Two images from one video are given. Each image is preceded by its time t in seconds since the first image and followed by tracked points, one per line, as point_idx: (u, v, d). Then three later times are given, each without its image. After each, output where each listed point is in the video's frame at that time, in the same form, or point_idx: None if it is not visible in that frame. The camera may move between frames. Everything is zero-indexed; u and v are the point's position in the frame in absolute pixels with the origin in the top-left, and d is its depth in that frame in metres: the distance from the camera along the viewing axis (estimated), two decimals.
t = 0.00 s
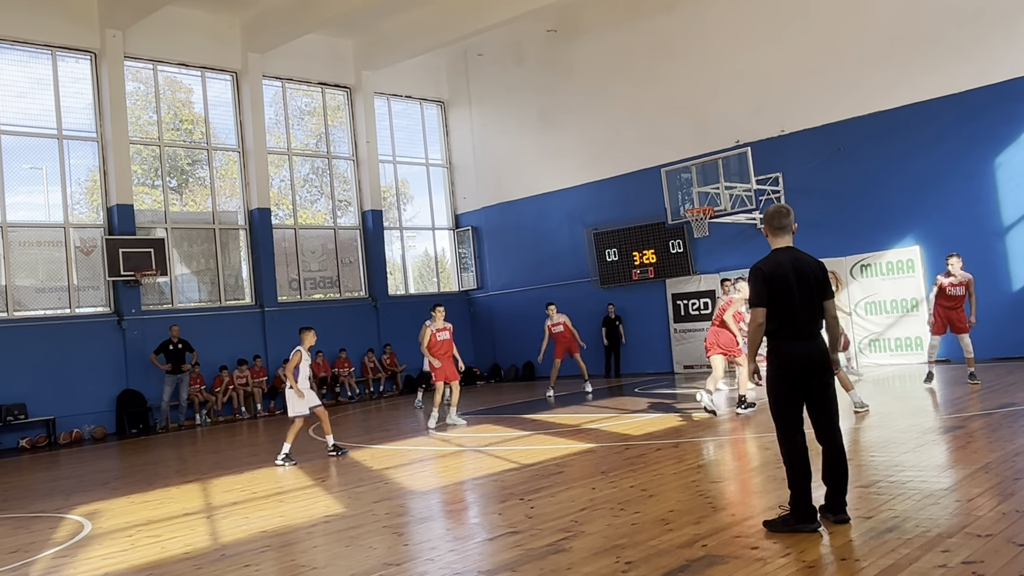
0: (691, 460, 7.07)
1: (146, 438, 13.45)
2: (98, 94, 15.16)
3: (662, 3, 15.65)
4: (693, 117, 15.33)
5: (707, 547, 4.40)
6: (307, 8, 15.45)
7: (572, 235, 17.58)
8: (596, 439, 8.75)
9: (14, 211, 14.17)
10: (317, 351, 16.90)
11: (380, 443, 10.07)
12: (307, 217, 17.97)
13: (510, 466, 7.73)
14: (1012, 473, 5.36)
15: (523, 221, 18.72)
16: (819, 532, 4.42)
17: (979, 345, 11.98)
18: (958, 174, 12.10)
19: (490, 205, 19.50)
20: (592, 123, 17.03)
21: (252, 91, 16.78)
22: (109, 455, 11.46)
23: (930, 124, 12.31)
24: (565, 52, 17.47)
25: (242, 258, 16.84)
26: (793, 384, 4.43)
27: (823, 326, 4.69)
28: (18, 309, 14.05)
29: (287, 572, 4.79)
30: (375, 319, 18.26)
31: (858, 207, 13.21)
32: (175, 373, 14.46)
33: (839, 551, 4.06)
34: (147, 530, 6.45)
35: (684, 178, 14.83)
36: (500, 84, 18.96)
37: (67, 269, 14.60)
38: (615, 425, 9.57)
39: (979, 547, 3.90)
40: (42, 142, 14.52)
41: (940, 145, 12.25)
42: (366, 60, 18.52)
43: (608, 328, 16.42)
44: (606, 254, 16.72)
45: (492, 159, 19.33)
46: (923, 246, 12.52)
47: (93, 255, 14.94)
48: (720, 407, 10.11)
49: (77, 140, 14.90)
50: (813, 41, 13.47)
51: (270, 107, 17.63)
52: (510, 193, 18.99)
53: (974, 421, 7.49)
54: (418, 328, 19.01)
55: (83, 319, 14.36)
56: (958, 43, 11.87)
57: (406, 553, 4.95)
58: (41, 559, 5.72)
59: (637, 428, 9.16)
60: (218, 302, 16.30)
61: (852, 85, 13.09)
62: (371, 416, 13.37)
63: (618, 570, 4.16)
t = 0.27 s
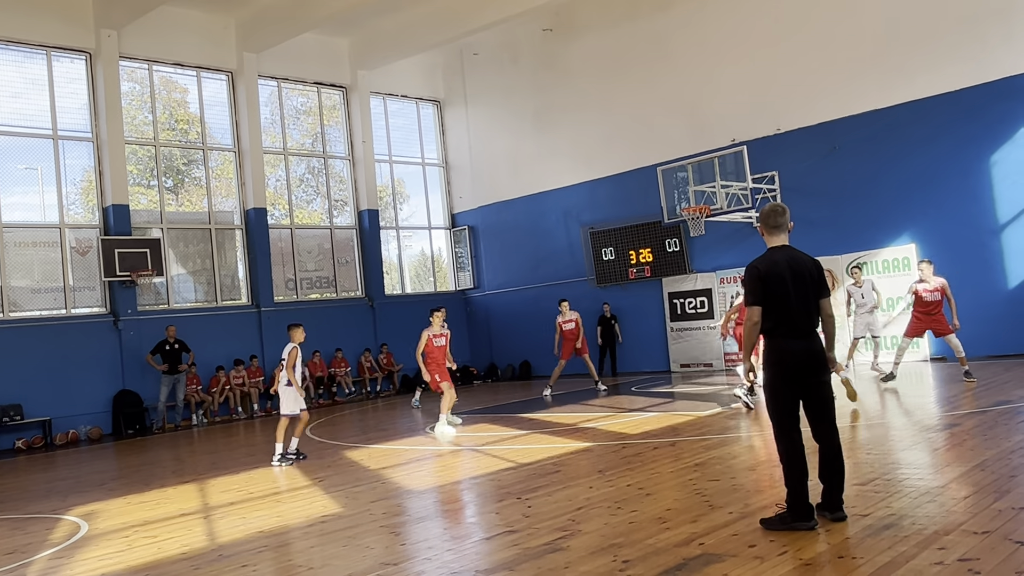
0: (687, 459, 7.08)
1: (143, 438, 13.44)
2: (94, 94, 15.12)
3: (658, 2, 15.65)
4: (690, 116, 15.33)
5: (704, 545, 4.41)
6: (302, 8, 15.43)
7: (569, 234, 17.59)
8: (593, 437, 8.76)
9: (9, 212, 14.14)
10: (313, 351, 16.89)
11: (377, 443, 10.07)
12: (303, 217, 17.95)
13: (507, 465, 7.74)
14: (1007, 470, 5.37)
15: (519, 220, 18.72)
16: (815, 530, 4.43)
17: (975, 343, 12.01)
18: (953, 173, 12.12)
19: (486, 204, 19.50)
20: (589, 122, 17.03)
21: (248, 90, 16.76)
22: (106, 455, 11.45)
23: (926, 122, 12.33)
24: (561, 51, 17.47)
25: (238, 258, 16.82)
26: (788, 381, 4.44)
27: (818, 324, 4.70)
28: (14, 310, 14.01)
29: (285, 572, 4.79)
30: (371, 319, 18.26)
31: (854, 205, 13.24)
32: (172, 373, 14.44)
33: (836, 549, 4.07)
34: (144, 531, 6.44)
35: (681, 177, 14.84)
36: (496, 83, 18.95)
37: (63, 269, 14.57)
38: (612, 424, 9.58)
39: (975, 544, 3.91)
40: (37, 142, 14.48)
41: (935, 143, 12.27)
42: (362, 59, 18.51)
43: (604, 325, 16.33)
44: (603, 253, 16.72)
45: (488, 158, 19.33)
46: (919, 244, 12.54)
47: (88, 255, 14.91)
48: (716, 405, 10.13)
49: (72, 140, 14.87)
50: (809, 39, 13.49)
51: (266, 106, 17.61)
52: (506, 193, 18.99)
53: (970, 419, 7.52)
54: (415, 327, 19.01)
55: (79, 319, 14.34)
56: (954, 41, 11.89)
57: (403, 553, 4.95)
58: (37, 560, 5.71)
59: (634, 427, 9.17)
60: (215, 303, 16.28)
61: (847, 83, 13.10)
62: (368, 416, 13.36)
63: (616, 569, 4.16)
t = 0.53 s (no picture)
0: (686, 457, 7.08)
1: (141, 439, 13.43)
2: (90, 94, 15.10)
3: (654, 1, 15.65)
4: (687, 115, 15.33)
5: (702, 543, 4.41)
6: (299, 7, 15.41)
7: (566, 233, 17.59)
8: (591, 436, 8.77)
9: (6, 212, 14.12)
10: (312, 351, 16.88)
11: (375, 442, 10.06)
12: (300, 216, 17.94)
13: (505, 464, 7.74)
14: (1005, 468, 5.38)
15: (517, 219, 18.72)
16: (813, 527, 4.43)
17: (973, 341, 12.02)
18: (951, 171, 12.13)
19: (484, 203, 19.50)
20: (586, 121, 17.03)
21: (245, 90, 16.74)
22: (103, 456, 11.43)
23: (923, 121, 12.34)
24: (558, 50, 17.46)
25: (235, 258, 16.80)
26: (786, 379, 4.44)
27: (816, 323, 4.70)
28: (11, 310, 13.99)
29: (283, 572, 4.79)
30: (369, 318, 18.25)
31: (851, 203, 13.25)
32: (169, 373, 14.43)
33: (835, 547, 4.07)
34: (142, 531, 6.44)
35: (678, 175, 14.85)
36: (493, 82, 18.95)
37: (60, 269, 14.56)
38: (610, 422, 9.58)
39: (973, 542, 3.92)
40: (33, 142, 14.45)
41: (932, 141, 12.28)
42: (359, 59, 18.50)
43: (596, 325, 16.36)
44: (600, 252, 16.72)
45: (485, 157, 19.33)
46: (916, 242, 12.56)
47: (85, 255, 14.89)
48: (714, 403, 10.13)
49: (69, 140, 14.84)
50: (805, 38, 13.50)
51: (263, 106, 17.59)
52: (504, 192, 18.98)
53: (968, 416, 7.52)
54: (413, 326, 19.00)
55: (76, 320, 14.32)
56: (951, 39, 11.89)
57: (401, 552, 4.94)
58: (35, 561, 5.71)
59: (632, 426, 9.17)
60: (212, 302, 16.26)
61: (844, 82, 13.11)
62: (366, 416, 13.34)
63: (615, 567, 4.16)
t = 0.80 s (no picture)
0: (685, 456, 7.08)
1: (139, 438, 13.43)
2: (88, 94, 15.09)
3: None
4: (685, 113, 15.33)
5: (702, 541, 4.42)
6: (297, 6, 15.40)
7: (565, 231, 17.59)
8: (590, 434, 8.76)
9: (4, 212, 14.11)
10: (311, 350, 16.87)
11: (374, 441, 10.05)
12: (299, 215, 17.93)
13: (505, 463, 7.74)
14: (1004, 465, 5.38)
15: (515, 218, 18.71)
16: (813, 525, 4.44)
17: (971, 338, 12.03)
18: (949, 168, 12.14)
19: (482, 202, 19.49)
20: (585, 119, 17.02)
21: (243, 89, 16.73)
22: (102, 455, 11.43)
23: (921, 119, 12.35)
24: (557, 49, 17.45)
25: (234, 257, 16.79)
26: (785, 377, 4.45)
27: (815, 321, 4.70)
28: (9, 311, 13.98)
29: (282, 571, 4.79)
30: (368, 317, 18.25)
31: (850, 201, 13.25)
32: (169, 373, 14.44)
33: (834, 545, 4.08)
34: (141, 531, 6.43)
35: (677, 174, 14.88)
36: (491, 81, 18.94)
37: (59, 269, 14.54)
38: (609, 421, 9.58)
39: (972, 539, 3.92)
40: (31, 142, 14.43)
41: (931, 139, 12.28)
42: (357, 58, 18.48)
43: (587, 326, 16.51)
44: (599, 251, 16.72)
45: (484, 155, 19.32)
46: (914, 240, 12.56)
47: (84, 255, 14.88)
48: (714, 402, 10.13)
49: (67, 140, 14.83)
50: (804, 36, 13.50)
51: (261, 105, 17.58)
52: (503, 191, 18.97)
53: (967, 414, 7.53)
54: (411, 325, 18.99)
55: (75, 319, 14.32)
56: (949, 37, 11.89)
57: (401, 552, 4.95)
58: (34, 561, 5.71)
59: (631, 424, 9.17)
60: (211, 302, 16.25)
61: (843, 80, 13.11)
62: (365, 415, 13.33)
63: (614, 566, 4.17)
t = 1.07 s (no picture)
0: (685, 454, 7.08)
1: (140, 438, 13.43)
2: (88, 94, 15.08)
3: None
4: (685, 112, 15.33)
5: (702, 540, 4.42)
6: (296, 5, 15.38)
7: (565, 230, 17.59)
8: (590, 433, 8.77)
9: (4, 212, 14.10)
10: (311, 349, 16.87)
11: (375, 440, 10.06)
12: (299, 214, 17.93)
13: (505, 462, 7.74)
14: (1004, 462, 5.39)
15: (515, 217, 18.71)
16: (813, 524, 4.44)
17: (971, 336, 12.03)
18: (949, 166, 12.14)
19: (482, 200, 19.48)
20: (584, 118, 17.02)
21: (243, 88, 16.72)
22: (103, 455, 11.43)
23: (921, 116, 12.34)
24: (557, 48, 17.44)
25: (234, 256, 16.79)
26: (785, 375, 4.45)
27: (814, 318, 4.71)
28: (9, 310, 13.98)
29: (283, 570, 4.79)
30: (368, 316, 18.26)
31: (850, 200, 13.25)
32: (169, 372, 14.44)
33: (834, 542, 4.08)
34: (142, 530, 6.44)
35: (676, 172, 14.84)
36: (491, 79, 18.93)
37: (58, 269, 14.54)
38: (610, 419, 9.58)
39: (972, 537, 3.92)
40: (30, 142, 14.42)
41: (930, 137, 12.28)
42: (357, 57, 18.47)
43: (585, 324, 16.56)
44: (599, 249, 16.72)
45: (483, 154, 19.32)
46: (914, 238, 12.56)
47: (84, 255, 14.88)
48: (714, 400, 10.14)
49: (66, 140, 14.82)
50: (803, 34, 13.50)
51: (261, 105, 17.58)
52: (503, 190, 18.96)
53: (967, 412, 7.53)
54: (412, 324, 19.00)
55: (75, 319, 14.32)
56: (949, 35, 11.90)
57: (401, 550, 4.95)
58: (35, 561, 5.71)
59: (632, 422, 9.17)
60: (211, 301, 16.25)
61: (842, 78, 13.11)
62: (365, 414, 13.33)
63: (615, 564, 4.17)
